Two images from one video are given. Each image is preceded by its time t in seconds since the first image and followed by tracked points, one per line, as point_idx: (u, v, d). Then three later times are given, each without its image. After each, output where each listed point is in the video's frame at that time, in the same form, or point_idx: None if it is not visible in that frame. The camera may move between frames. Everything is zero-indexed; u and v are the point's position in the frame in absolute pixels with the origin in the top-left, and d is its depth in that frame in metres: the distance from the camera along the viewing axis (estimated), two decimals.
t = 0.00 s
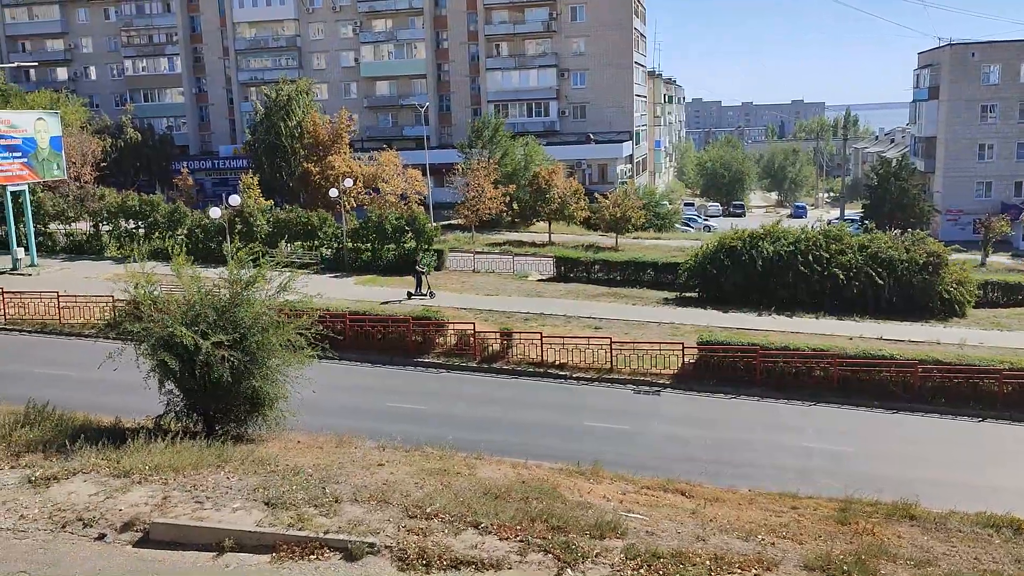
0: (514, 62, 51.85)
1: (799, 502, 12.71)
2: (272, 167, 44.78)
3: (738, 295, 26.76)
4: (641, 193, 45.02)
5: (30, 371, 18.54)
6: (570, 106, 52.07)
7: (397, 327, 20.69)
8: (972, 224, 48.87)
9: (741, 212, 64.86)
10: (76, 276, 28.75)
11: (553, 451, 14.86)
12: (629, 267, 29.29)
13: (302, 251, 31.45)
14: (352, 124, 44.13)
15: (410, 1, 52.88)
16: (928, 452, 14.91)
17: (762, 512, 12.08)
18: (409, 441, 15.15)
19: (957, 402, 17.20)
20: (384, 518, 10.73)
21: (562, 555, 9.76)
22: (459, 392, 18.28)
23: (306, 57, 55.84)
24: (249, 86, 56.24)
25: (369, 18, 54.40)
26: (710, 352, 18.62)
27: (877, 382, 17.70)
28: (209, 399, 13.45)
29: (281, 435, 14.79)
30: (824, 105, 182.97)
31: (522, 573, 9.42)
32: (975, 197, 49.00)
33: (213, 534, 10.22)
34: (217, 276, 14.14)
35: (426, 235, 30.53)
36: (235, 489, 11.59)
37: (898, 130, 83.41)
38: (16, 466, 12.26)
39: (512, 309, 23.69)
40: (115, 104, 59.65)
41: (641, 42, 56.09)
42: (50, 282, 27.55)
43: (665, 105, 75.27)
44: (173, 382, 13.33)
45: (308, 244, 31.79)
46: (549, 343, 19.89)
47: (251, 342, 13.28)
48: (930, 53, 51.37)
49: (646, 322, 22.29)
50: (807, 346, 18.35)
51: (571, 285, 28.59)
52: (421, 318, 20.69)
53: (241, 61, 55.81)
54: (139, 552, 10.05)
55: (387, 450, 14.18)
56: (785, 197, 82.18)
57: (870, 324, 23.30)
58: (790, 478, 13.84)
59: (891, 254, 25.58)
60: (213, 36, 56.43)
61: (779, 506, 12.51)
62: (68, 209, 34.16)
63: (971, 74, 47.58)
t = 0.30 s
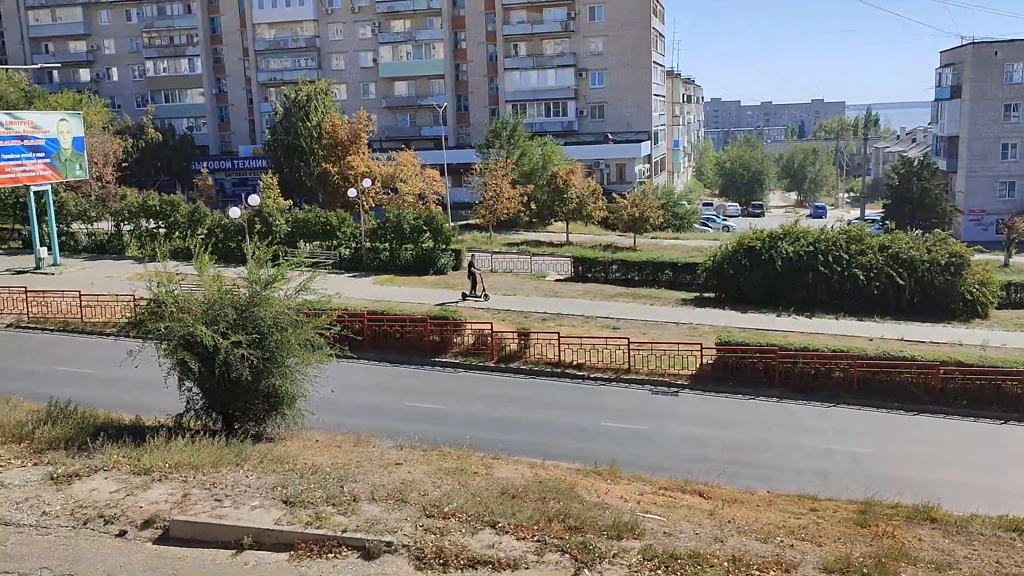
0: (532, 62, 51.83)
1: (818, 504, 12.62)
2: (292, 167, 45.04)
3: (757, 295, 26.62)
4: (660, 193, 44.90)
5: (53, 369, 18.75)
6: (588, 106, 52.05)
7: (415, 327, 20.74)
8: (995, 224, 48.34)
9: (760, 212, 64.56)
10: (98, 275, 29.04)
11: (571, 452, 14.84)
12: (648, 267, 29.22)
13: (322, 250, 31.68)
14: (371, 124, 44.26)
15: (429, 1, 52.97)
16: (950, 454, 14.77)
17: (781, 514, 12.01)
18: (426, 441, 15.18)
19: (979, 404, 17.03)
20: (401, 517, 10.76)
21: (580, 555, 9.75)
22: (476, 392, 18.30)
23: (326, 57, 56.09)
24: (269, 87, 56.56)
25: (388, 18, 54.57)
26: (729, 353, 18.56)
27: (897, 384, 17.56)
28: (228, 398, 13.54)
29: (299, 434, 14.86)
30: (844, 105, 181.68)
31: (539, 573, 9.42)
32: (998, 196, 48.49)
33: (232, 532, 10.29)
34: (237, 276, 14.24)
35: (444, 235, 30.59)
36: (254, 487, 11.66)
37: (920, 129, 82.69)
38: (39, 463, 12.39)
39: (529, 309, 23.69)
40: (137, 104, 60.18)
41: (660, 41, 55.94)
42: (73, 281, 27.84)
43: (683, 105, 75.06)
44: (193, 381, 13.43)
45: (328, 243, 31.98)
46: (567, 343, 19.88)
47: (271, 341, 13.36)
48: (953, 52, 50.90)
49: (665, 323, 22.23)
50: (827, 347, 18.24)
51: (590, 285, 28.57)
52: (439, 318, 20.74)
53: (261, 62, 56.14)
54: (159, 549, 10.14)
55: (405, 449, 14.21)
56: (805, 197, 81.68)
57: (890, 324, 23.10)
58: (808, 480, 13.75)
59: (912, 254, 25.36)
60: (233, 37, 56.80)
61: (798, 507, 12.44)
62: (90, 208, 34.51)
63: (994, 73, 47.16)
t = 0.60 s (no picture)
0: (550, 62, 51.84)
1: (837, 507, 12.53)
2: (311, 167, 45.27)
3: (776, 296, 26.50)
4: (678, 193, 44.78)
5: (76, 368, 18.93)
6: (606, 105, 52.01)
7: (432, 327, 20.79)
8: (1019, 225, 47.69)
9: (779, 213, 64.29)
10: (120, 275, 29.33)
11: (589, 453, 14.82)
12: (666, 267, 29.13)
13: (340, 251, 31.84)
14: (389, 124, 44.39)
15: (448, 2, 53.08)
16: (972, 457, 14.60)
17: (800, 517, 11.94)
18: (444, 441, 15.20)
19: (1002, 407, 16.82)
20: (419, 517, 10.78)
21: (598, 556, 9.73)
22: (494, 392, 18.30)
23: (344, 58, 56.31)
24: (288, 88, 56.86)
25: (406, 19, 54.76)
26: (747, 354, 18.49)
27: (917, 386, 17.42)
28: (248, 397, 13.62)
29: (318, 433, 14.91)
30: (864, 104, 180.46)
31: (556, 574, 9.40)
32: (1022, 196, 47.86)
33: (251, 531, 10.34)
34: (257, 276, 14.35)
35: (462, 235, 30.65)
36: (274, 486, 11.72)
37: (942, 129, 81.99)
38: (62, 461, 12.50)
39: (546, 310, 23.70)
40: (157, 106, 60.70)
41: (678, 41, 55.77)
42: (95, 281, 28.13)
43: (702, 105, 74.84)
44: (213, 380, 13.52)
45: (346, 243, 32.14)
46: (584, 344, 19.86)
47: (289, 341, 13.45)
48: (975, 51, 50.42)
49: (683, 324, 22.16)
50: (847, 348, 18.13)
51: (608, 285, 28.55)
52: (456, 318, 20.78)
53: (280, 63, 56.49)
54: (179, 546, 10.23)
55: (423, 449, 14.25)
56: (825, 197, 81.18)
57: (911, 326, 22.90)
58: (827, 482, 13.66)
59: (933, 255, 25.14)
60: (253, 39, 57.15)
61: (817, 510, 12.36)
62: (112, 209, 34.86)
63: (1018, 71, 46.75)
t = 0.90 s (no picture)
0: (569, 63, 51.81)
1: (858, 510, 12.43)
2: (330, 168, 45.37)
3: (795, 298, 26.33)
4: (697, 194, 44.60)
5: (99, 368, 19.10)
6: (624, 106, 51.90)
7: (450, 328, 20.82)
8: None
9: (799, 214, 63.98)
10: (141, 275, 29.56)
11: (606, 454, 14.79)
12: (685, 269, 29.00)
13: (358, 252, 31.97)
14: (408, 126, 44.50)
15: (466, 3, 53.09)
16: (994, 460, 14.46)
17: (819, 520, 11.85)
18: (461, 442, 15.21)
19: None
20: (437, 518, 10.79)
21: (615, 558, 9.71)
22: (511, 393, 18.30)
23: (362, 60, 56.48)
24: (307, 89, 57.12)
25: (424, 20, 54.86)
26: (766, 356, 18.39)
27: (938, 389, 17.26)
28: (267, 397, 13.69)
29: (337, 434, 14.95)
30: (885, 104, 178.98)
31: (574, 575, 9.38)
32: None
33: (270, 531, 10.39)
34: (276, 277, 14.44)
35: (480, 236, 30.66)
36: (292, 486, 11.76)
37: (964, 129, 81.17)
38: (83, 460, 12.62)
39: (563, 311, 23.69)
40: (178, 107, 61.16)
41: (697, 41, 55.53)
42: (118, 281, 28.39)
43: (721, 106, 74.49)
44: (232, 380, 13.60)
45: (364, 244, 32.23)
46: (602, 345, 19.83)
47: (308, 342, 13.51)
48: (998, 50, 49.88)
49: (702, 325, 22.07)
50: (867, 350, 17.98)
51: (627, 287, 28.49)
52: (474, 319, 20.80)
53: (299, 64, 56.74)
54: (198, 545, 10.29)
55: (440, 449, 14.27)
56: (845, 198, 80.58)
57: (932, 328, 22.69)
58: (847, 485, 13.56)
59: (955, 256, 24.88)
60: (272, 41, 57.44)
61: (837, 513, 12.26)
62: (133, 210, 35.15)
63: None
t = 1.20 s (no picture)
0: (587, 63, 51.79)
1: (879, 513, 12.33)
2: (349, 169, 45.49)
3: (815, 299, 26.17)
4: (716, 194, 44.43)
5: (122, 367, 19.27)
6: (643, 106, 51.79)
7: (468, 329, 20.86)
8: None
9: (819, 214, 63.68)
10: (162, 276, 29.80)
11: (624, 455, 14.76)
12: (704, 269, 28.90)
13: (377, 252, 32.08)
14: (427, 127, 44.61)
15: (484, 4, 53.15)
16: (1017, 463, 14.30)
17: (840, 522, 11.76)
18: (479, 442, 15.23)
19: None
20: (455, 518, 10.81)
21: (634, 559, 9.68)
22: (528, 394, 18.30)
23: (381, 61, 56.68)
24: (326, 91, 57.37)
25: (442, 21, 54.97)
26: (785, 358, 18.29)
27: (961, 391, 17.10)
28: (286, 397, 13.76)
29: (356, 434, 15.00)
30: (906, 104, 177.52)
31: None
32: None
33: (289, 530, 10.44)
34: (297, 277, 14.53)
35: (498, 236, 30.56)
36: (311, 486, 11.81)
37: (987, 129, 80.37)
38: (105, 459, 12.72)
39: (581, 311, 23.65)
40: (198, 109, 61.63)
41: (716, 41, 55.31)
42: (140, 281, 28.65)
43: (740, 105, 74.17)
44: (252, 380, 13.70)
45: (382, 245, 32.32)
46: (620, 346, 19.78)
47: (328, 342, 13.59)
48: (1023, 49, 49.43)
49: (722, 326, 21.97)
50: (888, 352, 17.84)
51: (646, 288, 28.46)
52: (492, 319, 20.82)
53: (318, 66, 57.03)
54: (218, 544, 10.35)
55: (459, 450, 14.30)
56: (866, 198, 79.99)
57: (954, 329, 22.48)
58: (867, 488, 13.47)
59: (978, 257, 24.56)
60: (292, 42, 57.73)
61: (857, 516, 12.17)
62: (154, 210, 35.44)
63: None
